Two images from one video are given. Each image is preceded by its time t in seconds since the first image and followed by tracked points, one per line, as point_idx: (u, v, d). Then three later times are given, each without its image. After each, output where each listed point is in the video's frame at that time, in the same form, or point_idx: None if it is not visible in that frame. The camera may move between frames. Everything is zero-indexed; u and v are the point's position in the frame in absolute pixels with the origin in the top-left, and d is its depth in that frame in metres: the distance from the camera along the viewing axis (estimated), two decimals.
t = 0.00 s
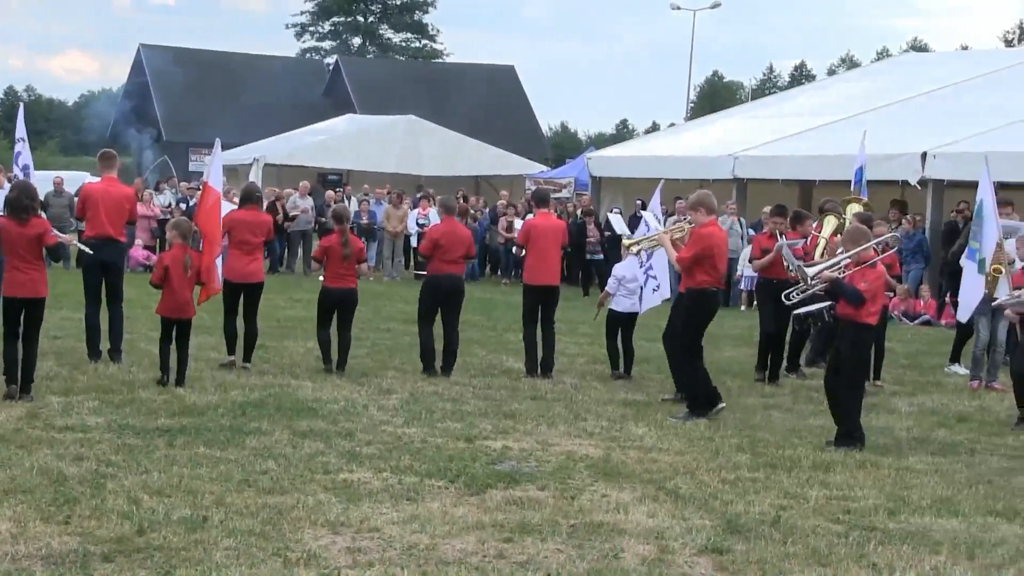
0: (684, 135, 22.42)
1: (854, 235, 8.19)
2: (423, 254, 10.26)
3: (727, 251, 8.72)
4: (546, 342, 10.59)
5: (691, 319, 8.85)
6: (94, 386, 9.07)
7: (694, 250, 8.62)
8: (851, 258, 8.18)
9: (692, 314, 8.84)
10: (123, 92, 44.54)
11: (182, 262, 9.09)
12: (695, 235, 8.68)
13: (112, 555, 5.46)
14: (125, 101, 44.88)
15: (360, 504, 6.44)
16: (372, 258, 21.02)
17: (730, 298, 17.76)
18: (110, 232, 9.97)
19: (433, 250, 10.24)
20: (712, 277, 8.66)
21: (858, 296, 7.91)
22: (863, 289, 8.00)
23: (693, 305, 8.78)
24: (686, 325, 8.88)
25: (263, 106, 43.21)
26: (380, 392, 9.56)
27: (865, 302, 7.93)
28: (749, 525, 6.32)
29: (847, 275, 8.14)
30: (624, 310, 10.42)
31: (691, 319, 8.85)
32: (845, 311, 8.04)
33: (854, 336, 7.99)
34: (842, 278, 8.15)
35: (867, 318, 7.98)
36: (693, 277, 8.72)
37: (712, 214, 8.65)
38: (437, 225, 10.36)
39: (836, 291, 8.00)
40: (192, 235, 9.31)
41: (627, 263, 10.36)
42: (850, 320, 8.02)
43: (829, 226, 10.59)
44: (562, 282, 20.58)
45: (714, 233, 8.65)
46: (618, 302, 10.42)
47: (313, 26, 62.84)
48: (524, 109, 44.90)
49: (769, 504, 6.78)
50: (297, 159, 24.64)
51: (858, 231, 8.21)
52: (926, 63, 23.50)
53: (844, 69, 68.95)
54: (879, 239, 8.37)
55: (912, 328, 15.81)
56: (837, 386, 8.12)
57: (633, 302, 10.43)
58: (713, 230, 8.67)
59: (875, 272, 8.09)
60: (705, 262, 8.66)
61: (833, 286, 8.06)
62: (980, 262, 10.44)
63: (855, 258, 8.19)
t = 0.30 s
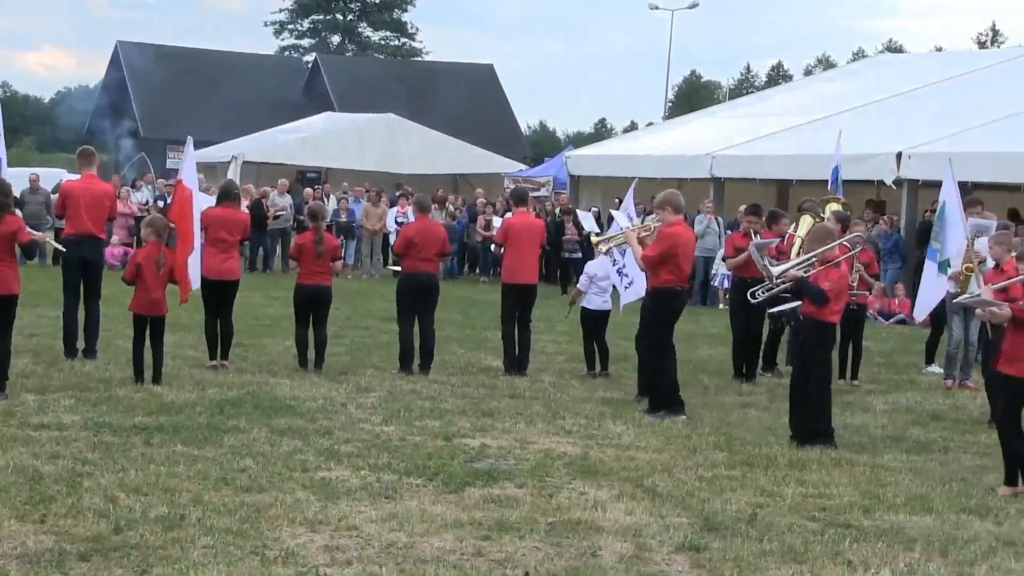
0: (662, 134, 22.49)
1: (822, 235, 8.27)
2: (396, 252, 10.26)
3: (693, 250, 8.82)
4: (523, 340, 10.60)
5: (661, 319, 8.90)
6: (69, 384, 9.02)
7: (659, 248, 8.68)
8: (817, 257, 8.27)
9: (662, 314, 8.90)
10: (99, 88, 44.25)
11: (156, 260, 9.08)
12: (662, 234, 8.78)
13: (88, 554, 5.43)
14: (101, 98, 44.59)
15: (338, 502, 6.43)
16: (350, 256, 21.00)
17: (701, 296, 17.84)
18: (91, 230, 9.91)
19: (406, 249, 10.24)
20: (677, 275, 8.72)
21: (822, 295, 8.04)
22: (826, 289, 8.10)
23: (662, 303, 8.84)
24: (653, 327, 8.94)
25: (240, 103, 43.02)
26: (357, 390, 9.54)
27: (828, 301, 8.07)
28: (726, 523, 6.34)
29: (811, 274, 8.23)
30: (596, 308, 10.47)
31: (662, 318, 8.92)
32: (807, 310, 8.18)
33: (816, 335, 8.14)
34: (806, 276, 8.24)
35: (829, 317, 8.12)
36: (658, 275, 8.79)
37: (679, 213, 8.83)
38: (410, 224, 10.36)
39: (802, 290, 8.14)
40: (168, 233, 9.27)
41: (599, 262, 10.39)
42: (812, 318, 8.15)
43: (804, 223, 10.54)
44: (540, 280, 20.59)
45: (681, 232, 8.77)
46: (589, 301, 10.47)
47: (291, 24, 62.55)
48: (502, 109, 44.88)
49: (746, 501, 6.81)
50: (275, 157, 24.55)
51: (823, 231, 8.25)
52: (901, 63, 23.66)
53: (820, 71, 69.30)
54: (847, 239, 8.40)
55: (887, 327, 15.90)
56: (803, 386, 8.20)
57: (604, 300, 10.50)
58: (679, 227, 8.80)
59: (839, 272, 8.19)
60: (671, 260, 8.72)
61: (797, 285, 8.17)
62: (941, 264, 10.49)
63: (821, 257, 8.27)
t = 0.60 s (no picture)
0: (636, 132, 22.57)
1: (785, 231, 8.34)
2: (366, 251, 10.27)
3: (661, 248, 8.88)
4: (498, 338, 10.64)
5: (629, 316, 8.99)
6: (44, 383, 8.99)
7: (628, 246, 8.73)
8: (781, 253, 8.31)
9: (631, 312, 8.97)
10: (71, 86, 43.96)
11: (125, 257, 9.04)
12: (630, 231, 8.80)
13: (63, 553, 5.42)
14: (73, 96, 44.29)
15: (314, 500, 6.45)
16: (326, 254, 20.94)
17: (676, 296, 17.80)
18: (69, 230, 9.89)
19: (377, 247, 10.26)
20: (645, 272, 8.80)
21: (785, 290, 8.08)
22: (791, 284, 8.17)
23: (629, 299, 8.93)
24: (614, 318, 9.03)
25: (214, 101, 42.84)
26: (333, 388, 9.55)
27: (792, 297, 8.11)
28: (700, 519, 6.39)
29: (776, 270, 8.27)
30: (568, 306, 10.52)
31: (633, 315, 9.00)
32: (772, 306, 8.22)
33: (780, 330, 8.18)
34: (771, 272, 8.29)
35: (793, 312, 8.16)
36: (626, 271, 8.86)
37: (645, 210, 8.80)
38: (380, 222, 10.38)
39: (766, 286, 8.17)
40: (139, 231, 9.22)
41: (571, 259, 10.44)
42: (777, 313, 8.20)
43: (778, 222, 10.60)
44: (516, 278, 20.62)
45: (649, 230, 8.80)
46: (562, 298, 10.51)
47: (266, 22, 62.28)
48: (477, 107, 44.85)
49: (720, 498, 6.87)
50: (249, 156, 24.48)
51: (786, 227, 8.29)
52: (873, 63, 23.81)
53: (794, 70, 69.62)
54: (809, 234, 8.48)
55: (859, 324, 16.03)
56: (772, 384, 8.25)
57: (577, 297, 10.53)
58: (646, 225, 8.82)
59: (802, 267, 8.26)
60: (639, 258, 8.78)
61: (761, 281, 8.21)
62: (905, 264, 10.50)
63: (783, 254, 8.31)
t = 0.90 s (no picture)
0: (604, 131, 22.64)
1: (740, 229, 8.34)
2: (335, 249, 10.27)
3: (620, 246, 8.97)
4: (465, 336, 10.66)
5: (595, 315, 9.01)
6: (9, 382, 8.92)
7: (586, 242, 8.84)
8: (735, 251, 8.35)
9: (596, 310, 8.99)
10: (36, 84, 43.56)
11: (95, 256, 8.98)
12: (588, 229, 8.92)
13: (29, 553, 5.40)
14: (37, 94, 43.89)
15: (282, 499, 6.44)
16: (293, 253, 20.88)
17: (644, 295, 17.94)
18: (30, 227, 9.83)
19: (346, 246, 10.25)
20: (604, 269, 8.87)
21: (739, 287, 8.12)
22: (745, 282, 8.17)
23: (589, 299, 8.96)
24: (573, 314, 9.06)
25: (181, 99, 42.57)
26: (301, 387, 9.54)
27: (745, 294, 8.13)
28: (668, 516, 6.44)
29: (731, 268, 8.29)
30: (536, 303, 10.55)
31: (599, 312, 9.02)
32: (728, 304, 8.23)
33: (736, 328, 8.16)
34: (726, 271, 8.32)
35: (749, 310, 8.15)
36: (584, 269, 8.93)
37: (604, 208, 8.94)
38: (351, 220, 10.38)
39: (722, 283, 8.21)
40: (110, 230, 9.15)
41: (539, 257, 10.52)
42: (733, 312, 8.19)
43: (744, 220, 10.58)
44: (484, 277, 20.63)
45: (608, 227, 8.92)
46: (530, 296, 10.55)
47: (234, 20, 61.93)
48: (446, 106, 44.81)
49: (688, 495, 6.92)
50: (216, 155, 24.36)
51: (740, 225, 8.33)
52: (839, 62, 23.98)
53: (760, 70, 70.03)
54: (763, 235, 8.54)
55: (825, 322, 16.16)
56: (738, 381, 8.31)
57: (545, 295, 10.54)
58: (605, 223, 8.93)
59: (756, 264, 8.26)
60: (597, 255, 8.87)
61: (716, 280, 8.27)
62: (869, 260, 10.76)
63: (738, 251, 8.34)
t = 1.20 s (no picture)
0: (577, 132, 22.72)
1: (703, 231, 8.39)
2: (312, 250, 10.27)
3: (586, 246, 9.04)
4: (437, 337, 10.71)
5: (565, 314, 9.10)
6: None
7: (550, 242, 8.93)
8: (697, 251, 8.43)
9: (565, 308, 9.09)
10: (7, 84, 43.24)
11: (72, 257, 8.96)
12: (554, 229, 9.01)
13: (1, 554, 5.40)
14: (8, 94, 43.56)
15: (255, 499, 6.46)
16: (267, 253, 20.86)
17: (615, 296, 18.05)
18: None
19: (322, 246, 10.27)
20: (569, 269, 8.94)
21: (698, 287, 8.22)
22: (705, 282, 8.26)
23: (556, 298, 9.07)
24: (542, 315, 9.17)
25: (155, 100, 42.39)
26: (275, 387, 9.54)
27: (706, 294, 8.23)
28: (641, 517, 6.50)
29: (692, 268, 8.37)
30: (510, 303, 10.57)
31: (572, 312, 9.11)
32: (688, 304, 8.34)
33: (701, 328, 8.25)
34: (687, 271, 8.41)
35: (710, 310, 8.25)
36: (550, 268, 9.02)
37: (571, 208, 9.08)
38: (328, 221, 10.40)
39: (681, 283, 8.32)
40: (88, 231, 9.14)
41: (512, 257, 10.53)
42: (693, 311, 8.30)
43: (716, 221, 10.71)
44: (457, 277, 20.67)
45: (575, 227, 9.04)
46: (504, 296, 10.56)
47: (208, 21, 61.68)
48: (420, 106, 44.80)
49: (660, 495, 6.99)
50: (189, 155, 24.29)
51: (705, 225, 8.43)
52: (810, 64, 24.16)
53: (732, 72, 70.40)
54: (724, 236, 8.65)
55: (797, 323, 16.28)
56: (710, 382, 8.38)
57: (518, 294, 10.56)
58: (570, 223, 9.04)
59: (717, 265, 8.34)
60: (562, 255, 8.94)
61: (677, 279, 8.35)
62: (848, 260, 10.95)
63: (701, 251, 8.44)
